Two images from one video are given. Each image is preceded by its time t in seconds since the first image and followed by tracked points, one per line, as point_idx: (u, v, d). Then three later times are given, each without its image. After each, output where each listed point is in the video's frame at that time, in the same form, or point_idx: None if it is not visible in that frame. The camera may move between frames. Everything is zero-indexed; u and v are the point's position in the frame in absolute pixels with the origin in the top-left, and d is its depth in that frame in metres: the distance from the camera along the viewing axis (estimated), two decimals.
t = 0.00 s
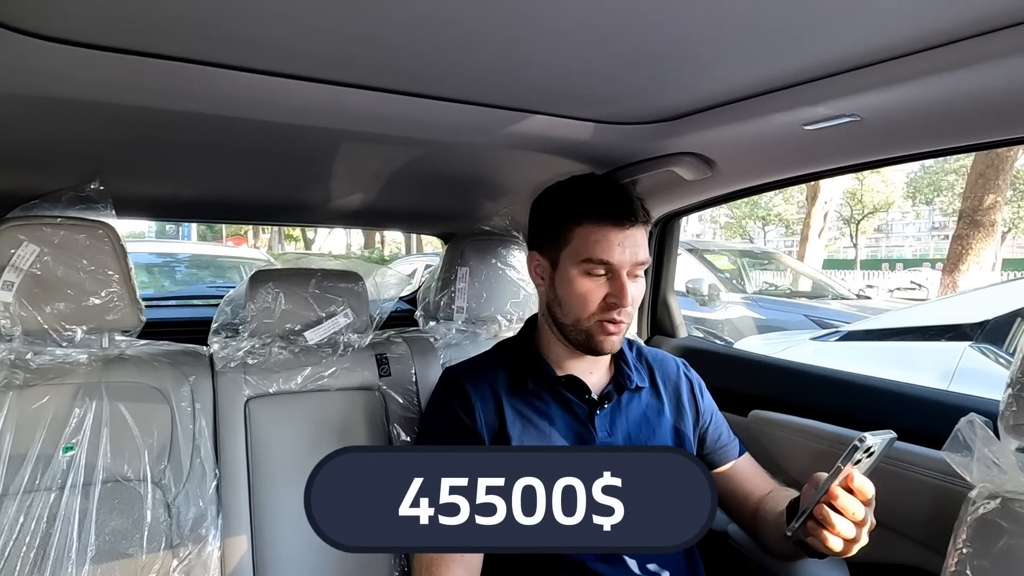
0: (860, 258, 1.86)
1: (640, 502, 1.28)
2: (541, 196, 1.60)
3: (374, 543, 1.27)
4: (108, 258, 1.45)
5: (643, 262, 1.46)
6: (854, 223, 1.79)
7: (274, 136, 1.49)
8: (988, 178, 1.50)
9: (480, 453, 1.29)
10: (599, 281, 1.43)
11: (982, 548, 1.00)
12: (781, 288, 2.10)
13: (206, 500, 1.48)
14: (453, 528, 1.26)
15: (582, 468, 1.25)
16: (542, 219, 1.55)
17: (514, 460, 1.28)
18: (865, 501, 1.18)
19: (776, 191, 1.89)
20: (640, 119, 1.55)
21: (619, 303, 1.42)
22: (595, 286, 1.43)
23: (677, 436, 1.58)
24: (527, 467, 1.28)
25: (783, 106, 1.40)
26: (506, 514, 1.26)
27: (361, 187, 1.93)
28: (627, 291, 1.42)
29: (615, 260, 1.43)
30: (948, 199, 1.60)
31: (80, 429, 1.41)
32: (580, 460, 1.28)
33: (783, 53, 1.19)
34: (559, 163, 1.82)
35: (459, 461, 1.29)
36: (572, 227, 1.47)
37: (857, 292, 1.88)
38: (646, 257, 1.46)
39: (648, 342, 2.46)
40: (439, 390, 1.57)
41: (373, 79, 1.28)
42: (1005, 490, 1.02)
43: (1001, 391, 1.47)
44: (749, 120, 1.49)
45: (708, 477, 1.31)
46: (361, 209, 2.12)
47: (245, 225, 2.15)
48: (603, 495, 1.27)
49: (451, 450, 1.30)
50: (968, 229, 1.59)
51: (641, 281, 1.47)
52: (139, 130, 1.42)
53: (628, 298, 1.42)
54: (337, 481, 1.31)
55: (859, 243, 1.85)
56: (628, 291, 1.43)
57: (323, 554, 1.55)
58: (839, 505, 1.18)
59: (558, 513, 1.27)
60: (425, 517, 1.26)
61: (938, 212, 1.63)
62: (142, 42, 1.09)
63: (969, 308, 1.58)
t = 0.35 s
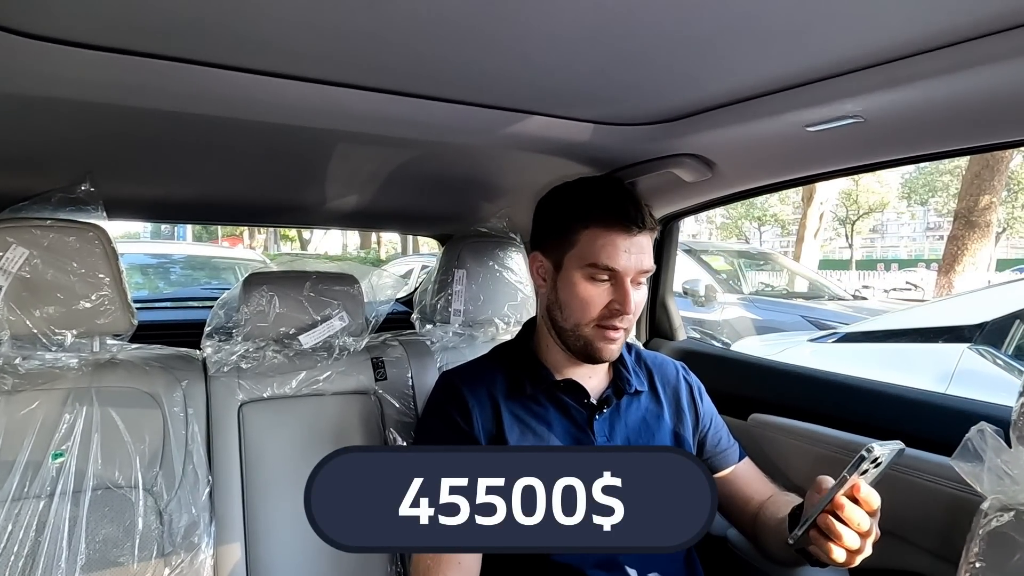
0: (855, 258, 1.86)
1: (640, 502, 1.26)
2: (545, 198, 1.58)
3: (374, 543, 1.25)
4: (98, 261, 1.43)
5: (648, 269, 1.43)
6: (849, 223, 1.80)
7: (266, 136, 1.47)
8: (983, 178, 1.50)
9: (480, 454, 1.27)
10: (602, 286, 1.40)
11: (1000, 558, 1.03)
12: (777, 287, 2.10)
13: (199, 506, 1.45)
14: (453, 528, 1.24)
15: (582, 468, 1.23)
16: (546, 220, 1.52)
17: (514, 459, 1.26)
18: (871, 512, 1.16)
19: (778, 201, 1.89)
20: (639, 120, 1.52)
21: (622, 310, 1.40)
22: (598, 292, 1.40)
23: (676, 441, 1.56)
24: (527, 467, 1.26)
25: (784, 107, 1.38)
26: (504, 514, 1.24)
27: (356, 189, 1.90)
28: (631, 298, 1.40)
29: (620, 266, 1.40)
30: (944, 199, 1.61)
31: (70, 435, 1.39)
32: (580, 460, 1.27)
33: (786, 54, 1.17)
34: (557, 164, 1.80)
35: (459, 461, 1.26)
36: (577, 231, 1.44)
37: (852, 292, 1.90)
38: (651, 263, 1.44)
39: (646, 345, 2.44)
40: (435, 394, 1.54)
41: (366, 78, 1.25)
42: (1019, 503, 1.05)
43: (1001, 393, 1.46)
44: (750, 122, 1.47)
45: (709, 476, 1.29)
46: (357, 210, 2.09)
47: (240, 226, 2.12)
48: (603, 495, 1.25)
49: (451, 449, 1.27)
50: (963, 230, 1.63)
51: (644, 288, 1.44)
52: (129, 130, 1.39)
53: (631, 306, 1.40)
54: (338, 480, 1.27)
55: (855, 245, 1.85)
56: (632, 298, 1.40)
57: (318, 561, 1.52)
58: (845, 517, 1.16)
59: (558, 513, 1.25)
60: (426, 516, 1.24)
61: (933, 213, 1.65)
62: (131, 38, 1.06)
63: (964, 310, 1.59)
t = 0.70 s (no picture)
0: (850, 259, 1.87)
1: (641, 502, 1.23)
2: (544, 199, 1.56)
3: (374, 544, 1.23)
4: (85, 263, 1.40)
5: (650, 273, 1.41)
6: (844, 224, 1.79)
7: (256, 136, 1.44)
8: (976, 181, 1.53)
9: (480, 454, 1.25)
10: (605, 291, 1.38)
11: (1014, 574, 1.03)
12: (772, 288, 2.10)
13: (187, 514, 1.43)
14: (453, 529, 1.21)
15: (583, 468, 1.20)
16: (547, 221, 1.50)
17: (514, 459, 1.24)
18: (873, 520, 1.14)
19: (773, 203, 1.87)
20: (636, 120, 1.50)
21: (624, 314, 1.37)
22: (600, 296, 1.38)
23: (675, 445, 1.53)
24: (526, 466, 1.24)
25: (784, 108, 1.36)
26: (501, 514, 1.21)
27: (349, 190, 1.87)
28: (633, 303, 1.37)
29: (623, 270, 1.37)
30: (937, 202, 1.63)
31: (56, 441, 1.35)
32: (580, 459, 1.24)
33: (788, 53, 1.14)
34: (553, 165, 1.77)
35: (458, 461, 1.24)
36: (579, 233, 1.42)
37: (847, 294, 1.93)
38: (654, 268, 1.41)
39: (643, 348, 2.41)
40: (430, 397, 1.51)
41: (357, 76, 1.22)
42: None
43: (997, 396, 1.44)
44: (750, 122, 1.44)
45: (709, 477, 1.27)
46: (350, 212, 2.06)
47: (235, 227, 2.09)
48: (603, 495, 1.23)
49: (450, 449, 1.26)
50: (959, 232, 1.68)
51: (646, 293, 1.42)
52: (115, 130, 1.36)
53: (634, 310, 1.37)
54: (337, 482, 1.25)
55: (849, 246, 1.85)
56: (634, 303, 1.38)
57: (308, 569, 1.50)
58: (847, 525, 1.14)
59: (558, 513, 1.22)
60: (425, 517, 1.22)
61: (927, 214, 1.68)
62: (115, 34, 1.03)
63: (960, 313, 1.58)
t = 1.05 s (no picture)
0: (846, 260, 1.85)
1: (641, 502, 1.21)
2: (547, 196, 1.54)
3: (373, 544, 1.22)
4: (74, 262, 1.37)
5: (650, 274, 1.39)
6: (840, 226, 1.78)
7: (250, 133, 1.42)
8: (971, 185, 1.50)
9: (480, 454, 1.24)
10: (604, 291, 1.36)
11: None
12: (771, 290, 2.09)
13: (179, 518, 1.40)
14: (453, 528, 1.20)
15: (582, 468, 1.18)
16: (547, 220, 1.48)
17: (514, 459, 1.22)
18: (876, 523, 1.13)
19: (769, 204, 1.87)
20: (634, 117, 1.48)
21: (624, 315, 1.35)
22: (599, 296, 1.36)
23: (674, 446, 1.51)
24: (527, 466, 1.22)
25: (783, 105, 1.34)
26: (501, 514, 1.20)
27: (344, 189, 1.85)
28: (633, 304, 1.35)
29: (624, 271, 1.35)
30: (933, 203, 1.62)
31: (44, 444, 1.33)
32: (580, 459, 1.23)
33: (787, 49, 1.12)
34: (551, 163, 1.75)
35: (457, 461, 1.23)
36: (580, 232, 1.39)
37: (843, 294, 1.91)
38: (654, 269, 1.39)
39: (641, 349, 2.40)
40: (426, 397, 1.48)
41: (350, 72, 1.20)
42: None
43: (995, 397, 1.42)
44: (749, 119, 1.42)
45: (708, 477, 1.26)
46: (346, 211, 2.04)
47: (231, 227, 2.08)
48: (603, 495, 1.21)
49: (449, 449, 1.25)
50: (954, 233, 1.64)
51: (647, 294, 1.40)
52: (106, 126, 1.34)
53: (634, 311, 1.35)
54: (338, 481, 1.25)
55: (845, 246, 1.84)
56: (634, 304, 1.36)
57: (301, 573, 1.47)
58: (850, 529, 1.12)
59: (558, 514, 1.21)
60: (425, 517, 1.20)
61: (923, 215, 1.66)
62: (101, 26, 1.01)
63: (957, 314, 1.57)
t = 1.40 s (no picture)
0: (842, 260, 1.80)
1: (641, 502, 1.20)
2: (535, 202, 1.54)
3: (373, 544, 1.21)
4: (71, 265, 1.36)
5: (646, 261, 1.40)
6: (836, 225, 1.76)
7: (249, 134, 1.41)
8: (968, 187, 1.54)
9: (480, 454, 1.24)
10: (604, 278, 1.36)
11: None
12: (769, 291, 2.06)
13: (177, 522, 1.39)
14: (453, 529, 1.18)
15: (582, 468, 1.18)
16: (541, 220, 1.48)
17: (514, 459, 1.22)
18: (880, 526, 1.11)
19: (765, 203, 1.85)
20: (637, 118, 1.47)
21: (625, 299, 1.34)
22: (599, 282, 1.36)
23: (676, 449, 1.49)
24: (527, 466, 1.21)
25: (787, 106, 1.33)
26: (501, 515, 1.19)
27: (344, 190, 1.84)
28: (633, 288, 1.35)
29: (620, 255, 1.37)
30: (929, 203, 1.59)
31: (41, 448, 1.31)
32: (580, 459, 1.22)
33: (792, 49, 1.11)
34: (552, 164, 1.74)
35: (457, 461, 1.22)
36: (575, 224, 1.41)
37: (841, 295, 1.90)
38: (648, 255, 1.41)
39: (642, 350, 2.39)
40: (427, 400, 1.46)
41: (350, 71, 1.19)
42: None
43: (1000, 399, 1.41)
44: (752, 120, 1.41)
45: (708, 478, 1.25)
46: (345, 212, 2.03)
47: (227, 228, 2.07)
48: (603, 495, 1.20)
49: (450, 449, 1.24)
50: (952, 233, 1.67)
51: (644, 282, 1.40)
52: (103, 127, 1.33)
53: (634, 295, 1.35)
54: (338, 481, 1.24)
55: (841, 247, 1.78)
56: (635, 288, 1.35)
57: None
58: (854, 531, 1.11)
59: (558, 514, 1.19)
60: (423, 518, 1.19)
61: (919, 215, 1.62)
62: (96, 25, 0.99)
63: (955, 314, 1.56)
